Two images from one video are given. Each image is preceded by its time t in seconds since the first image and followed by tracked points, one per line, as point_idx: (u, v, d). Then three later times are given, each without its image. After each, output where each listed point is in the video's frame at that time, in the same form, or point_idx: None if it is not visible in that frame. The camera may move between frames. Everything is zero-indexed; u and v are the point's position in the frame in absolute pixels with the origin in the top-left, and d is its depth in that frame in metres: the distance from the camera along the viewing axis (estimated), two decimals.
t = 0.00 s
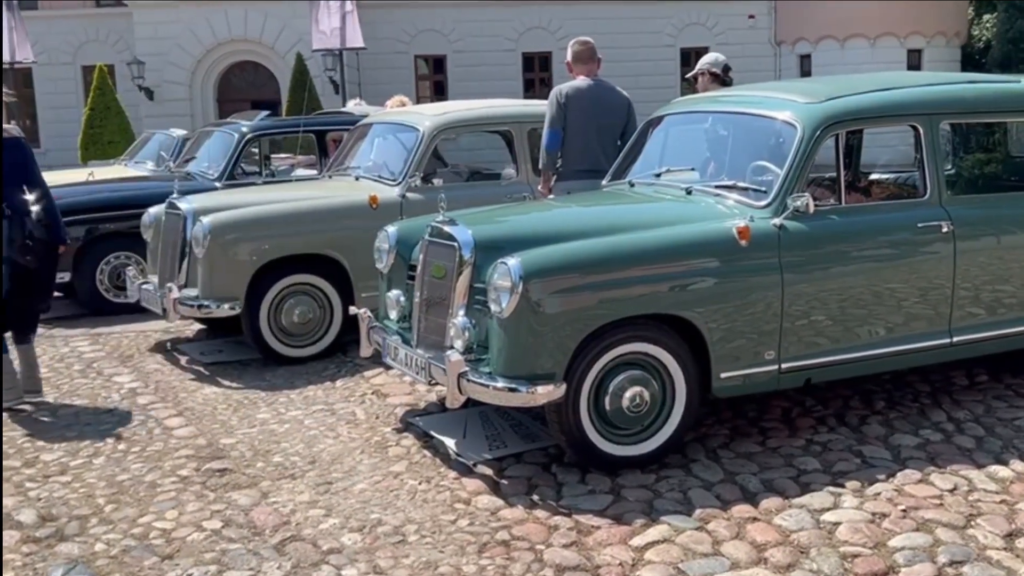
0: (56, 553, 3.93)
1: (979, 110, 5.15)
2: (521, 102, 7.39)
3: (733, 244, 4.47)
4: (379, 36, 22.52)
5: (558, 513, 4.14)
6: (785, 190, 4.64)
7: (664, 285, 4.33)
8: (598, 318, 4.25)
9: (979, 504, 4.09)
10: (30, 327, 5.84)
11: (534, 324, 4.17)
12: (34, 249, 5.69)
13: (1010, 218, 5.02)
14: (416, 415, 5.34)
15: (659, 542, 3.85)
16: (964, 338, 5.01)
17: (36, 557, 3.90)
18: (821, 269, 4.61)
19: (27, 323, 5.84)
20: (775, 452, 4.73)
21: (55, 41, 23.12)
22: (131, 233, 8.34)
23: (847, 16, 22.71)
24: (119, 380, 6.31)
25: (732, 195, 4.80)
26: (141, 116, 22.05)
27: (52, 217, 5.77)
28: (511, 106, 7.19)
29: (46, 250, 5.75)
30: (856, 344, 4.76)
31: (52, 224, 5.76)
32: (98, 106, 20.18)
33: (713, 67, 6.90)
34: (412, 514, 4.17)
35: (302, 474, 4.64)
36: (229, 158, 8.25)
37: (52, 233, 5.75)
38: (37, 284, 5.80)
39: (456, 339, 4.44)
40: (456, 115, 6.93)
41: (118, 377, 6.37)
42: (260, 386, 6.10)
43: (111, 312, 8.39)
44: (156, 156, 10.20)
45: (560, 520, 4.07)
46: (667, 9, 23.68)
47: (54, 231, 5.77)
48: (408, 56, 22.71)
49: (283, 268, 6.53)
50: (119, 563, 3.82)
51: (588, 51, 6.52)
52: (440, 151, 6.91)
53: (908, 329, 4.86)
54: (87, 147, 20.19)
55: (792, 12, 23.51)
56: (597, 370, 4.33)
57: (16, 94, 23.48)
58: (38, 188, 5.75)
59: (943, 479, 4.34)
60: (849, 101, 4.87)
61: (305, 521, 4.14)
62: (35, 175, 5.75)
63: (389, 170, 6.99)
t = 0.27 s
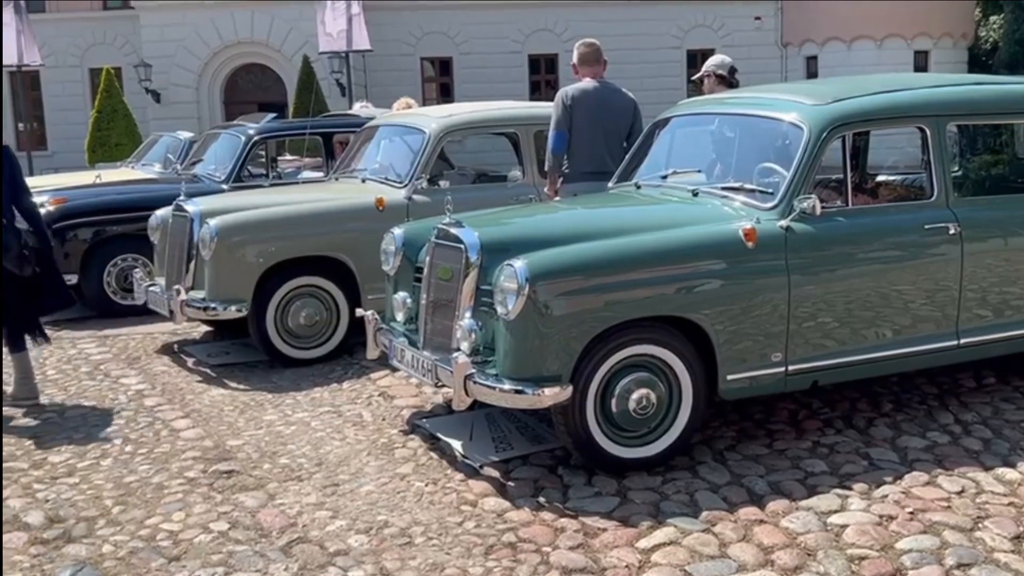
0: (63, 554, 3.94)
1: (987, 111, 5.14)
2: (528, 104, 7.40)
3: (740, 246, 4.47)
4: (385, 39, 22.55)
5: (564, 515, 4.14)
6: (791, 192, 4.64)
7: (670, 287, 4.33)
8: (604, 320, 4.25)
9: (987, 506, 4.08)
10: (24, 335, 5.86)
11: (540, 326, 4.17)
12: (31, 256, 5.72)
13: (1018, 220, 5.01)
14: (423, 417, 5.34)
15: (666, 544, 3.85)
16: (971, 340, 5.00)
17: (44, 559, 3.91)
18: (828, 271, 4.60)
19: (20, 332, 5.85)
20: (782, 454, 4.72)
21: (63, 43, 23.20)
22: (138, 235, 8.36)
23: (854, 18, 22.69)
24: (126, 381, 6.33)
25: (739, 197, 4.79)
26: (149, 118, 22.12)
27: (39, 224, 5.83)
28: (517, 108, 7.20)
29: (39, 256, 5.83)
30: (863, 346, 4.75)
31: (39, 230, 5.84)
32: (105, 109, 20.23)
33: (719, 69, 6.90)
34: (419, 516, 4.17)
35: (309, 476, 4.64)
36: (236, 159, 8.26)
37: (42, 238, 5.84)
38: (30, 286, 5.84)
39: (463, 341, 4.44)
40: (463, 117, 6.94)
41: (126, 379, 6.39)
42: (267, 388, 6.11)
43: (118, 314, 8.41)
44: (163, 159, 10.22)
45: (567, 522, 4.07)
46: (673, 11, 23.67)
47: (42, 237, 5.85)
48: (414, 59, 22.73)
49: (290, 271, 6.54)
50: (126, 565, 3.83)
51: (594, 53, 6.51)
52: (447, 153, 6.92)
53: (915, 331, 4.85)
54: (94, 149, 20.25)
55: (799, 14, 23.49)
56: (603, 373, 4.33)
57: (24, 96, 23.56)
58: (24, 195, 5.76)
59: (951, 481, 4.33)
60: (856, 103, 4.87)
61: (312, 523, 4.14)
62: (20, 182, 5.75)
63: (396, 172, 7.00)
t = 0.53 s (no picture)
0: (73, 556, 3.95)
1: (996, 114, 5.12)
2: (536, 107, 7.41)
3: (749, 249, 4.46)
4: (394, 42, 22.59)
5: (573, 518, 4.13)
6: (801, 194, 4.63)
7: (679, 290, 4.32)
8: (612, 323, 4.25)
9: (997, 510, 4.06)
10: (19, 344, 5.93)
11: (549, 329, 4.17)
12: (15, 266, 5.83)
13: None
14: (431, 420, 5.35)
15: (674, 547, 3.84)
16: (981, 343, 4.98)
17: (54, 561, 3.93)
18: (837, 274, 4.59)
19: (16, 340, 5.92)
20: (791, 457, 4.71)
21: (74, 47, 23.30)
22: (149, 238, 8.37)
23: (864, 20, 22.65)
24: (136, 384, 6.35)
25: (747, 199, 4.79)
26: (159, 121, 22.19)
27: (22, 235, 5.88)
28: (526, 111, 7.21)
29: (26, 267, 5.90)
30: (873, 349, 4.74)
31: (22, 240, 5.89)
32: (116, 112, 20.31)
33: (727, 72, 6.89)
34: (427, 518, 4.18)
35: (318, 478, 4.65)
36: (245, 162, 8.29)
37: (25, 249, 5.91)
38: (22, 296, 5.92)
39: (472, 343, 4.44)
40: (472, 120, 6.94)
41: (136, 381, 6.41)
42: (276, 390, 6.12)
43: (127, 317, 8.44)
44: (173, 162, 10.25)
45: (575, 525, 4.07)
46: (683, 14, 23.65)
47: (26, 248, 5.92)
48: (423, 62, 22.76)
49: (299, 273, 6.55)
50: (136, 567, 3.84)
51: (602, 55, 6.51)
52: (456, 156, 6.93)
53: (925, 334, 4.84)
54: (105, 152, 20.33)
55: (808, 16, 23.45)
56: (612, 375, 4.33)
57: (35, 99, 23.65)
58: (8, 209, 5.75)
59: (961, 485, 4.32)
60: (865, 106, 4.86)
61: (321, 526, 4.15)
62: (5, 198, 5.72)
63: (405, 175, 7.01)
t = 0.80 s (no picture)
0: (86, 558, 3.97)
1: (1010, 118, 5.09)
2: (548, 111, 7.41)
3: (760, 253, 4.46)
4: (405, 46, 22.65)
5: (583, 521, 4.13)
6: (812, 198, 4.62)
7: (690, 294, 4.32)
8: (623, 327, 4.25)
9: (1010, 515, 4.04)
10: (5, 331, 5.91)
11: (559, 333, 4.18)
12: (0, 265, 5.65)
13: None
14: (442, 423, 5.35)
15: (685, 552, 3.84)
16: (994, 347, 4.96)
17: (67, 562, 3.94)
18: (848, 278, 4.59)
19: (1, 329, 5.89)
20: (802, 462, 4.70)
21: (87, 51, 23.43)
22: (162, 242, 8.39)
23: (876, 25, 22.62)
24: (149, 387, 6.37)
25: (759, 203, 4.78)
26: (171, 125, 22.29)
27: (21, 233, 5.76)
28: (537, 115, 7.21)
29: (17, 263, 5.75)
30: (885, 354, 4.72)
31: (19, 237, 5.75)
32: (129, 116, 20.40)
33: (738, 76, 6.89)
34: (438, 521, 4.18)
35: (329, 482, 4.66)
36: (257, 166, 8.32)
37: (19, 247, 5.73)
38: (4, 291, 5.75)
39: (483, 346, 4.45)
40: (483, 124, 6.95)
41: (148, 384, 6.43)
42: (287, 393, 6.14)
43: (140, 319, 8.49)
44: (186, 166, 10.30)
45: (586, 529, 4.07)
46: (694, 17, 23.64)
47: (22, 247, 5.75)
48: (434, 66, 22.81)
49: (311, 277, 6.57)
50: (148, 569, 3.86)
51: (613, 60, 6.51)
52: (467, 160, 6.94)
53: (937, 338, 4.82)
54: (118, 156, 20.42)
55: (820, 20, 23.39)
56: (622, 379, 4.33)
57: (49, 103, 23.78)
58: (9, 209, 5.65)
59: (973, 490, 4.30)
60: (877, 110, 4.85)
61: (332, 528, 4.16)
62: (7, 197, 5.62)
63: (416, 179, 7.03)
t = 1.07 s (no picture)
0: (102, 560, 3.99)
1: None
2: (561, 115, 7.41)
3: (774, 258, 4.45)
4: (419, 50, 22.71)
5: (597, 526, 4.13)
6: (827, 202, 4.61)
7: (704, 298, 4.32)
8: (636, 331, 4.25)
9: None
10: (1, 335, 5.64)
11: (573, 337, 4.18)
12: None
13: None
14: (456, 427, 5.36)
15: (699, 556, 3.83)
16: (1010, 352, 4.94)
17: (83, 564, 3.97)
18: (863, 283, 4.57)
19: None
20: (817, 466, 4.69)
21: (104, 57, 23.58)
22: (177, 246, 8.43)
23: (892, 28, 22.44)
24: (164, 390, 6.41)
25: (773, 207, 4.77)
26: (187, 130, 22.40)
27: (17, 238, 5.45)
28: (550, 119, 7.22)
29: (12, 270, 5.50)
30: (900, 358, 4.71)
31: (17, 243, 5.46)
32: (144, 120, 20.51)
33: (753, 80, 6.88)
34: (452, 525, 4.19)
35: (343, 485, 4.68)
36: (272, 171, 8.36)
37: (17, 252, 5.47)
38: None
39: (496, 350, 4.46)
40: (496, 129, 6.96)
41: (164, 388, 6.47)
42: (302, 397, 6.16)
43: (155, 323, 8.54)
44: (201, 170, 10.35)
45: (599, 533, 4.06)
46: (708, 21, 23.62)
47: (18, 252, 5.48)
48: (448, 70, 22.85)
49: (325, 281, 6.59)
50: (163, 571, 3.88)
51: (627, 64, 6.51)
52: (480, 165, 6.94)
53: (952, 343, 4.80)
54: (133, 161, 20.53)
55: (834, 24, 23.32)
56: (636, 383, 4.33)
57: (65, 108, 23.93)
58: None
59: (989, 495, 4.28)
60: (892, 114, 4.83)
61: (346, 532, 4.17)
62: None
63: (430, 183, 7.05)
